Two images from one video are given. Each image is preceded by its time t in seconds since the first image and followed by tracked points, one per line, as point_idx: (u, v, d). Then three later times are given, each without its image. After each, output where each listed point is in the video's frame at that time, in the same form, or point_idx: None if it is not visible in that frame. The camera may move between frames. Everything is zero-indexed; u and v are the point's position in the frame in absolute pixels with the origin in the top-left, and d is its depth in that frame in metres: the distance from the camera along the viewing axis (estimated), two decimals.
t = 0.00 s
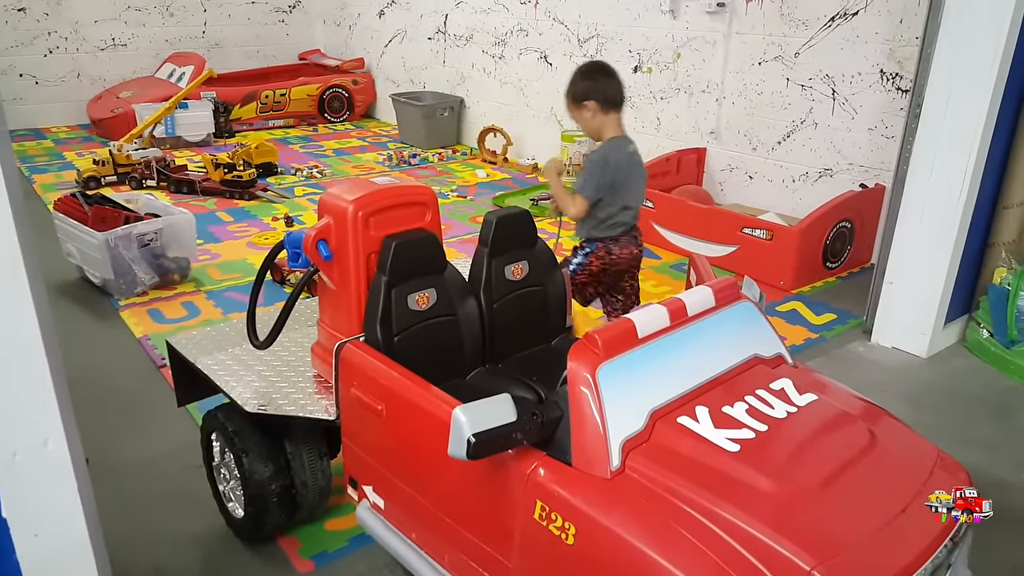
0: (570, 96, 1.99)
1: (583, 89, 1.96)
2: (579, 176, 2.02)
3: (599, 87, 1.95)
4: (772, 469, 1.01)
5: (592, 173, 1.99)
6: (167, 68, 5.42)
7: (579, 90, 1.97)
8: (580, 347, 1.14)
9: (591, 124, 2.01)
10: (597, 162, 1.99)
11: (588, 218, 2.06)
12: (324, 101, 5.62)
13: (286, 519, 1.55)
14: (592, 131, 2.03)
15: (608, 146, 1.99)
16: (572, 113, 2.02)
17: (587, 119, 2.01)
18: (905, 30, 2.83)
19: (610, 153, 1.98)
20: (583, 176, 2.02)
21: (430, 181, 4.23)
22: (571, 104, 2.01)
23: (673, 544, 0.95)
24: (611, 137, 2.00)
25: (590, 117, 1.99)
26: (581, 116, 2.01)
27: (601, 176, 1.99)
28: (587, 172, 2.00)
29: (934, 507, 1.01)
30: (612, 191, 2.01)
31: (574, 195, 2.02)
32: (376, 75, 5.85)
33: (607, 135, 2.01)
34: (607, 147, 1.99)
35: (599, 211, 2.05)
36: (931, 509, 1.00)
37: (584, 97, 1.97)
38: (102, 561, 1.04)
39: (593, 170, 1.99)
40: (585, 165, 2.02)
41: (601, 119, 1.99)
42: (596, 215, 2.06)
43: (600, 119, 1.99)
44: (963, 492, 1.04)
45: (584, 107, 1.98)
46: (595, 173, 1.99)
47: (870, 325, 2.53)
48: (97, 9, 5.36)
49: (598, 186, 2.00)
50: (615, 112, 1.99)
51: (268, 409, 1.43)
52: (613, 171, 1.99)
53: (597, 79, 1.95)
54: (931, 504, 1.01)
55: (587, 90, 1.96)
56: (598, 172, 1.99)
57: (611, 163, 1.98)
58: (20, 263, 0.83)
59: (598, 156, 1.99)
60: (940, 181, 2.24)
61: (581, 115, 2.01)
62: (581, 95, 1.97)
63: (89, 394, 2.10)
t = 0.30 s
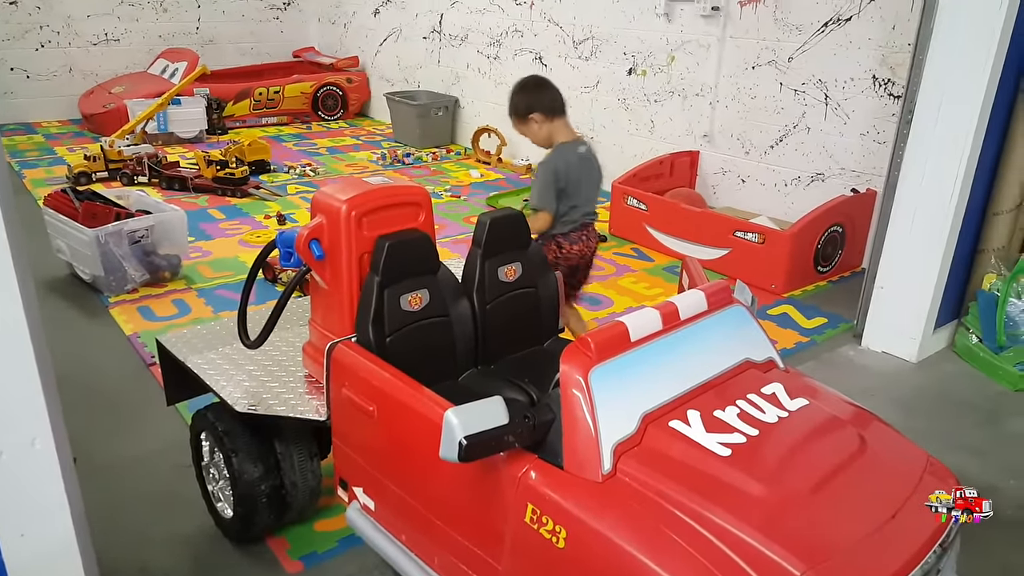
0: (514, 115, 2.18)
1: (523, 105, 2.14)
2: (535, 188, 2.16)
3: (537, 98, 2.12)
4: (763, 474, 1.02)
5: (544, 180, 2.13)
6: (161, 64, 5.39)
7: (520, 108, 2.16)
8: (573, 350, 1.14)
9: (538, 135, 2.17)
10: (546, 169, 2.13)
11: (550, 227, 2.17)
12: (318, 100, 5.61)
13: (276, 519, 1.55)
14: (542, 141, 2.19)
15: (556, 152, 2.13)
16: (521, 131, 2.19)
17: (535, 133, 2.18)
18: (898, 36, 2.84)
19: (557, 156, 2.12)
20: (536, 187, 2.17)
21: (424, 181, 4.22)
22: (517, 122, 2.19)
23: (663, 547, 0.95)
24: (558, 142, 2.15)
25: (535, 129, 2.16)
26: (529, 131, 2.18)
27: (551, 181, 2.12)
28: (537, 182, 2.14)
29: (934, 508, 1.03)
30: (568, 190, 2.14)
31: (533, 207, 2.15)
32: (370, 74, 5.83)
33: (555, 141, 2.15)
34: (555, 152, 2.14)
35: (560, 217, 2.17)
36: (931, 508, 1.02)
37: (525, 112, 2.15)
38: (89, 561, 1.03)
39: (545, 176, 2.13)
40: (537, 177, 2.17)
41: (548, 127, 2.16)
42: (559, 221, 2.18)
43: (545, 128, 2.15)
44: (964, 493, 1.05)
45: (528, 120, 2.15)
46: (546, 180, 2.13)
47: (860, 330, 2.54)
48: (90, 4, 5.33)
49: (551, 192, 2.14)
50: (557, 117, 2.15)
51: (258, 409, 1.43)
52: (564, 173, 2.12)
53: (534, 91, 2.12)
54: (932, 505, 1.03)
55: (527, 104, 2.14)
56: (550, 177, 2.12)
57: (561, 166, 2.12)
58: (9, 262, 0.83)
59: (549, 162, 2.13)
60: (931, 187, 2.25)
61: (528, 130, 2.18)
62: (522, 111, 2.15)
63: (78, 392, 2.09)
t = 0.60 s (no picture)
0: (496, 108, 2.28)
1: (507, 98, 2.25)
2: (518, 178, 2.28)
3: (518, 91, 2.23)
4: (766, 480, 1.01)
5: (526, 170, 2.25)
6: (163, 67, 5.39)
7: (502, 101, 2.26)
8: (573, 354, 1.13)
9: (520, 126, 2.28)
10: (528, 158, 2.25)
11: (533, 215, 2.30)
12: (318, 102, 5.61)
13: (276, 521, 1.54)
14: (526, 132, 2.30)
15: (538, 142, 2.25)
16: (505, 123, 2.30)
17: (517, 125, 2.29)
18: (900, 38, 2.84)
19: (539, 146, 2.24)
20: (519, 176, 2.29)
21: (423, 184, 4.22)
22: (500, 115, 2.29)
23: (665, 553, 0.94)
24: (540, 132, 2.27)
25: (518, 120, 2.27)
26: (512, 123, 2.29)
27: (533, 170, 2.25)
28: (520, 171, 2.26)
29: (934, 507, 1.03)
30: (551, 178, 2.26)
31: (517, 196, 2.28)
32: (369, 77, 5.84)
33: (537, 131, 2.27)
34: (537, 142, 2.26)
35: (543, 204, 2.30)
36: (933, 510, 1.03)
37: (507, 105, 2.25)
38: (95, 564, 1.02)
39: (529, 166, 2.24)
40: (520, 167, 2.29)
41: (532, 118, 2.27)
42: (542, 209, 2.31)
43: (527, 119, 2.26)
44: (964, 494, 1.05)
45: (512, 113, 2.26)
46: (529, 169, 2.26)
47: (863, 332, 2.53)
48: (92, 8, 5.34)
49: (534, 181, 2.26)
50: (540, 108, 2.26)
51: (259, 411, 1.42)
52: (546, 163, 2.25)
53: (514, 85, 2.23)
54: (933, 505, 1.03)
55: (510, 98, 2.24)
56: (532, 167, 2.25)
57: (542, 156, 2.24)
58: (15, 264, 0.82)
59: (531, 152, 2.25)
60: (935, 189, 2.24)
61: (511, 122, 2.29)
62: (506, 104, 2.26)
63: (80, 394, 2.09)
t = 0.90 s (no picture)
0: (519, 103, 2.27)
1: (530, 93, 2.24)
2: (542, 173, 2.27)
3: (542, 86, 2.22)
4: (777, 480, 1.00)
5: (553, 165, 2.24)
6: (172, 72, 5.42)
7: (525, 96, 2.26)
8: (583, 355, 1.13)
9: (543, 121, 2.28)
10: (554, 153, 2.24)
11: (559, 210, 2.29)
12: (326, 106, 5.63)
13: (287, 523, 1.54)
14: (548, 126, 2.30)
15: (562, 136, 2.25)
16: (527, 117, 2.30)
17: (540, 119, 2.29)
18: (910, 34, 2.82)
19: (565, 142, 2.24)
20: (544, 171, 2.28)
21: (432, 186, 4.23)
22: (523, 109, 2.29)
23: (675, 554, 0.94)
24: (564, 126, 2.27)
25: (541, 115, 2.27)
26: (535, 117, 2.29)
27: (561, 165, 2.24)
28: (546, 166, 2.25)
29: (934, 507, 1.01)
30: (576, 173, 2.27)
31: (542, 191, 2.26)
32: (377, 79, 5.85)
33: (561, 126, 2.27)
34: (561, 136, 2.25)
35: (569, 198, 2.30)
36: (932, 508, 1.01)
37: (531, 99, 2.25)
38: (106, 568, 1.02)
39: (555, 161, 2.24)
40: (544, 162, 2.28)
41: (555, 114, 2.27)
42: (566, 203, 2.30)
43: (551, 114, 2.26)
44: (965, 493, 1.05)
45: (535, 108, 2.26)
46: (554, 164, 2.25)
47: (874, 332, 2.52)
48: (102, 14, 5.37)
49: (559, 175, 2.25)
50: (563, 104, 2.26)
51: (269, 414, 1.42)
52: (572, 158, 2.24)
53: (539, 79, 2.22)
54: (933, 504, 1.01)
55: (534, 93, 2.24)
56: (558, 162, 2.24)
57: (568, 151, 2.24)
58: (25, 268, 0.82)
59: (556, 147, 2.24)
60: (947, 187, 2.22)
61: (534, 116, 2.28)
62: (529, 99, 2.25)
63: (93, 398, 2.10)
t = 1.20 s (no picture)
0: (525, 101, 2.28)
1: (536, 92, 2.25)
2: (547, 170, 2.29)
3: (548, 84, 2.24)
4: (778, 480, 1.01)
5: (559, 163, 2.26)
6: (174, 73, 5.43)
7: (531, 94, 2.27)
8: (585, 355, 1.13)
9: (547, 119, 2.30)
10: (559, 151, 2.27)
11: (563, 207, 2.32)
12: (329, 106, 5.64)
13: (289, 524, 1.55)
14: (552, 125, 2.32)
15: (567, 134, 2.28)
16: (531, 116, 2.31)
17: (544, 118, 2.30)
18: (911, 35, 2.82)
19: (570, 140, 2.27)
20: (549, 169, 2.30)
21: (434, 187, 4.24)
22: (527, 107, 2.30)
23: (676, 554, 0.94)
24: (569, 124, 2.29)
25: (546, 113, 2.29)
26: (539, 116, 2.30)
27: (568, 163, 2.27)
28: (552, 164, 2.27)
29: (934, 507, 1.01)
30: (581, 171, 2.30)
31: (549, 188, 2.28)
32: (379, 80, 5.86)
33: (565, 124, 2.30)
34: (566, 135, 2.28)
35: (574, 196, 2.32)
36: (931, 508, 1.01)
37: (536, 97, 2.26)
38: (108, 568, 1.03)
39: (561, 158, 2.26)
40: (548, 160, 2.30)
41: (559, 112, 2.29)
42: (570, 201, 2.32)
43: (555, 112, 2.28)
44: (963, 492, 1.05)
45: (541, 107, 2.27)
46: (560, 161, 2.27)
47: (876, 332, 2.52)
48: (104, 15, 5.38)
49: (565, 173, 2.28)
50: (568, 102, 2.28)
51: (272, 415, 1.43)
52: (578, 155, 2.28)
53: (545, 78, 2.24)
54: (932, 503, 1.02)
55: (540, 91, 2.25)
56: (564, 160, 2.27)
57: (574, 149, 2.27)
58: (26, 270, 0.83)
59: (561, 145, 2.27)
60: (948, 187, 2.23)
61: (538, 115, 2.30)
62: (535, 98, 2.26)
63: (95, 399, 2.11)
